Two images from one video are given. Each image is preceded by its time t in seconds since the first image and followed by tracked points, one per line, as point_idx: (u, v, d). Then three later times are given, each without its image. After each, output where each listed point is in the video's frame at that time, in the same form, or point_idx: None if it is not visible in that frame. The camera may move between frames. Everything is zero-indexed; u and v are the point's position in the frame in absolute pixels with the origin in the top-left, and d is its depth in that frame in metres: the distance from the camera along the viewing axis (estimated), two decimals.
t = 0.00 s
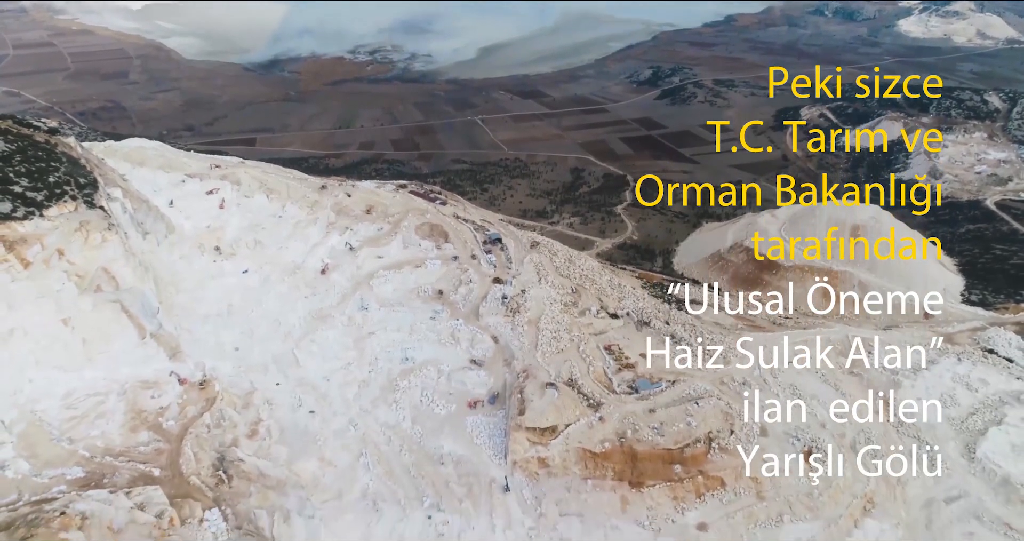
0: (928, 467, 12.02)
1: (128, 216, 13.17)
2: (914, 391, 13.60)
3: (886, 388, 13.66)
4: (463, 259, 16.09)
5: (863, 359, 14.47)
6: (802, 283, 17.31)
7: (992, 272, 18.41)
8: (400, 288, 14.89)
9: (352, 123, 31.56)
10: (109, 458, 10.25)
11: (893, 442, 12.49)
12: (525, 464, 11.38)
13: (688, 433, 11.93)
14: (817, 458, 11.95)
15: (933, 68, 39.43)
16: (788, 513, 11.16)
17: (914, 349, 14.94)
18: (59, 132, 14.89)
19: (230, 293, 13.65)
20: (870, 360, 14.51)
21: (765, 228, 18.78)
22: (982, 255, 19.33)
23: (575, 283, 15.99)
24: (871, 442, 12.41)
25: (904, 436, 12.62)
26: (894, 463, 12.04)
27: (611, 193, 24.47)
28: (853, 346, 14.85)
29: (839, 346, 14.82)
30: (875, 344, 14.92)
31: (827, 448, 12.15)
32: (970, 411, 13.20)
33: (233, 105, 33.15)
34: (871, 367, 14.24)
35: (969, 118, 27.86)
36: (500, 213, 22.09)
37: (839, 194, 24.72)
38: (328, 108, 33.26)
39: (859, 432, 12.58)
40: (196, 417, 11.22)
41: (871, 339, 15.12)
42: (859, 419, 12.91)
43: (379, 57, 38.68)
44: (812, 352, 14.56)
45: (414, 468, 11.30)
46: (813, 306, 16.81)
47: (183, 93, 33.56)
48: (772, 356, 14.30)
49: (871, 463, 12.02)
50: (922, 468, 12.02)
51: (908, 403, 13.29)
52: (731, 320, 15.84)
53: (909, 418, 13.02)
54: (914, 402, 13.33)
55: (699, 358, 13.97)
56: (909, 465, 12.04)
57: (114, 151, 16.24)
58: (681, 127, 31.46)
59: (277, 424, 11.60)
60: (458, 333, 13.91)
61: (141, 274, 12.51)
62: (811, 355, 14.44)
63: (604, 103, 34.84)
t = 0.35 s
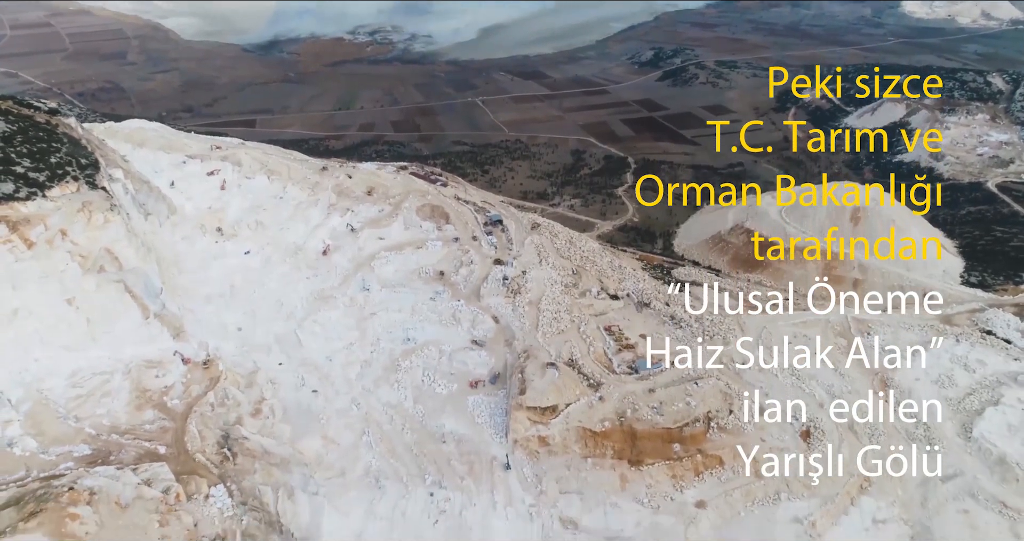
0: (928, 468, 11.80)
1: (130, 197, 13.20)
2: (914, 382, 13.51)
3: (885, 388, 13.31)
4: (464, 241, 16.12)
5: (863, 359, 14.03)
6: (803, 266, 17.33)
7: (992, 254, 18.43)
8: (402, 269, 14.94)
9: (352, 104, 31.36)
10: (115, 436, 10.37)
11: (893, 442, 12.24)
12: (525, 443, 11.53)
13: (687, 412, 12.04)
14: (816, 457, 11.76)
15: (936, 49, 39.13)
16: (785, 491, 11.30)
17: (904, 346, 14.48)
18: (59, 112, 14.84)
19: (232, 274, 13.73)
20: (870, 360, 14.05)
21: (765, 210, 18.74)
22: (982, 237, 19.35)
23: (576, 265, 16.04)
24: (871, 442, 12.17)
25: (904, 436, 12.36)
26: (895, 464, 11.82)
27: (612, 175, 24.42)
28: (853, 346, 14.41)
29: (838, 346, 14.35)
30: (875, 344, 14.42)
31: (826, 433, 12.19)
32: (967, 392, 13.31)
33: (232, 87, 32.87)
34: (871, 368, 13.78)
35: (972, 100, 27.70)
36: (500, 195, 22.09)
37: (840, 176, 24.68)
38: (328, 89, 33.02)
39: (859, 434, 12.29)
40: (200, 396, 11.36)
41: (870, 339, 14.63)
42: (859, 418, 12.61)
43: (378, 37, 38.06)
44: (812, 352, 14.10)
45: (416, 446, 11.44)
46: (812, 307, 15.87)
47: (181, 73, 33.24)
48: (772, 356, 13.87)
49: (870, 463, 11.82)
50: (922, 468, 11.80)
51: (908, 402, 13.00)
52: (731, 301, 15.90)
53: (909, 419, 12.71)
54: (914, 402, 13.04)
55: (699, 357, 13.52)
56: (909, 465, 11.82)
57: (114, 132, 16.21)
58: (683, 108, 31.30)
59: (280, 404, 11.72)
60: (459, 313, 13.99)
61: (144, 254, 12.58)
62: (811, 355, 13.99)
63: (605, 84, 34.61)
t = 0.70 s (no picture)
0: (928, 467, 11.57)
1: (131, 177, 13.23)
2: (912, 361, 13.58)
3: (884, 386, 12.97)
4: (464, 221, 16.14)
5: (863, 359, 13.50)
6: (803, 247, 17.41)
7: (992, 235, 18.45)
8: (403, 250, 14.99)
9: (352, 85, 31.15)
10: (120, 413, 10.50)
11: (893, 440, 11.99)
12: (526, 421, 11.65)
13: (686, 391, 12.15)
14: (816, 457, 11.57)
15: (939, 28, 38.80)
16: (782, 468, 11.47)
17: (902, 326, 14.56)
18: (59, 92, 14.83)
19: (233, 253, 13.78)
20: (870, 360, 13.55)
21: (766, 191, 18.73)
22: (983, 219, 19.34)
23: (576, 245, 16.07)
24: (871, 441, 11.93)
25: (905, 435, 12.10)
26: (895, 463, 11.60)
27: (613, 156, 24.34)
28: (852, 345, 13.86)
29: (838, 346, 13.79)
30: (875, 344, 13.88)
31: (824, 412, 12.28)
32: (964, 371, 13.40)
33: (231, 67, 32.55)
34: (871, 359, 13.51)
35: (975, 81, 27.70)
36: (501, 176, 22.05)
37: (841, 157, 24.58)
38: (327, 70, 32.75)
39: (858, 426, 12.16)
40: (203, 374, 11.47)
41: (870, 339, 14.08)
42: (859, 418, 12.29)
43: (378, 17, 37.78)
44: (812, 352, 13.54)
45: (418, 424, 11.57)
46: (813, 305, 15.04)
47: (180, 53, 32.92)
48: (772, 356, 13.29)
49: (870, 463, 11.61)
50: (921, 467, 11.58)
51: (908, 402, 12.66)
52: (731, 282, 15.96)
53: (909, 419, 12.39)
54: (914, 401, 12.71)
55: (698, 358, 12.94)
56: (909, 465, 11.59)
57: (114, 112, 16.18)
58: (684, 89, 31.09)
59: (283, 382, 11.84)
60: (460, 293, 14.05)
61: (145, 234, 12.65)
62: (811, 355, 13.44)
63: (606, 65, 34.33)
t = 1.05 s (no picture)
0: (928, 467, 11.38)
1: (132, 157, 13.25)
2: (910, 340, 13.64)
3: (885, 386, 12.65)
4: (465, 203, 16.16)
5: (863, 359, 13.07)
6: (803, 229, 17.49)
7: (992, 216, 18.45)
8: (403, 231, 15.02)
9: (352, 66, 30.94)
10: (126, 392, 10.60)
11: (893, 439, 11.82)
12: (527, 400, 11.78)
13: (686, 371, 12.21)
14: (816, 457, 11.44)
15: (943, 8, 38.44)
16: (780, 446, 11.62)
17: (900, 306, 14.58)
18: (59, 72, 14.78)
19: (234, 234, 13.83)
20: (870, 360, 13.13)
21: (767, 171, 18.69)
22: (984, 200, 19.30)
23: (577, 226, 16.10)
24: (870, 441, 11.78)
25: (905, 435, 11.90)
26: (895, 463, 11.45)
27: (614, 138, 24.26)
28: (852, 344, 13.41)
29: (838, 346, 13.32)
30: (875, 343, 13.43)
31: (822, 392, 12.35)
32: (962, 351, 13.50)
33: (230, 47, 32.29)
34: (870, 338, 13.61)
35: (978, 62, 27.61)
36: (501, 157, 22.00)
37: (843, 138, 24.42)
38: (327, 50, 32.52)
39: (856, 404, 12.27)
40: (207, 352, 11.56)
41: (870, 338, 13.62)
42: (859, 419, 12.05)
43: None
44: (812, 352, 13.12)
45: (420, 403, 11.69)
46: (813, 305, 14.41)
47: (178, 34, 32.66)
48: (772, 356, 12.88)
49: (869, 463, 11.47)
50: (921, 468, 11.38)
51: (908, 401, 12.38)
52: (731, 263, 16.02)
53: (910, 419, 12.14)
54: (914, 400, 12.43)
55: (699, 359, 12.44)
56: (910, 465, 11.42)
57: (114, 93, 16.14)
58: (686, 70, 30.87)
59: (286, 361, 11.96)
60: (461, 274, 14.12)
61: (147, 214, 12.71)
62: (811, 355, 13.04)
63: (607, 45, 34.04)
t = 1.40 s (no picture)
0: (929, 467, 11.19)
1: (133, 137, 13.24)
2: (909, 321, 13.78)
3: (884, 386, 12.43)
4: (466, 183, 16.17)
5: (863, 359, 12.83)
6: (804, 209, 17.40)
7: (993, 197, 18.43)
8: (404, 211, 15.04)
9: (352, 45, 30.73)
10: (130, 369, 10.68)
11: (893, 440, 11.63)
12: (528, 378, 11.89)
13: (685, 350, 12.28)
14: (816, 457, 11.33)
15: None
16: (778, 425, 11.75)
17: (899, 292, 14.54)
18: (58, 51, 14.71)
19: (236, 213, 13.88)
20: (869, 343, 13.24)
21: (768, 151, 18.62)
22: (985, 181, 19.26)
23: (577, 207, 16.11)
24: (867, 418, 11.94)
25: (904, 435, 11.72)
26: (895, 464, 11.27)
27: (615, 118, 24.15)
28: (852, 344, 13.12)
29: (837, 336, 13.22)
30: (874, 344, 13.17)
31: (820, 371, 12.48)
32: (961, 331, 13.59)
33: (229, 26, 32.05)
34: (869, 318, 13.75)
35: (982, 41, 27.41)
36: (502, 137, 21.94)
37: (845, 119, 24.33)
38: (326, 30, 32.28)
39: (853, 384, 12.36)
40: (211, 331, 11.65)
41: (869, 336, 13.37)
42: (858, 419, 11.90)
43: None
44: (812, 351, 12.83)
45: (421, 381, 11.80)
46: (812, 295, 14.25)
47: (176, 12, 32.41)
48: (771, 356, 12.58)
49: (869, 462, 11.31)
50: (921, 467, 11.21)
51: (908, 401, 12.18)
52: (731, 243, 16.04)
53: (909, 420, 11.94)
54: (914, 400, 12.22)
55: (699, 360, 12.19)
56: (910, 465, 11.24)
57: (113, 72, 16.06)
58: (688, 50, 30.64)
59: (288, 340, 12.06)
60: (462, 254, 14.18)
61: (149, 194, 12.74)
62: (811, 355, 12.74)
63: (609, 25, 33.74)
